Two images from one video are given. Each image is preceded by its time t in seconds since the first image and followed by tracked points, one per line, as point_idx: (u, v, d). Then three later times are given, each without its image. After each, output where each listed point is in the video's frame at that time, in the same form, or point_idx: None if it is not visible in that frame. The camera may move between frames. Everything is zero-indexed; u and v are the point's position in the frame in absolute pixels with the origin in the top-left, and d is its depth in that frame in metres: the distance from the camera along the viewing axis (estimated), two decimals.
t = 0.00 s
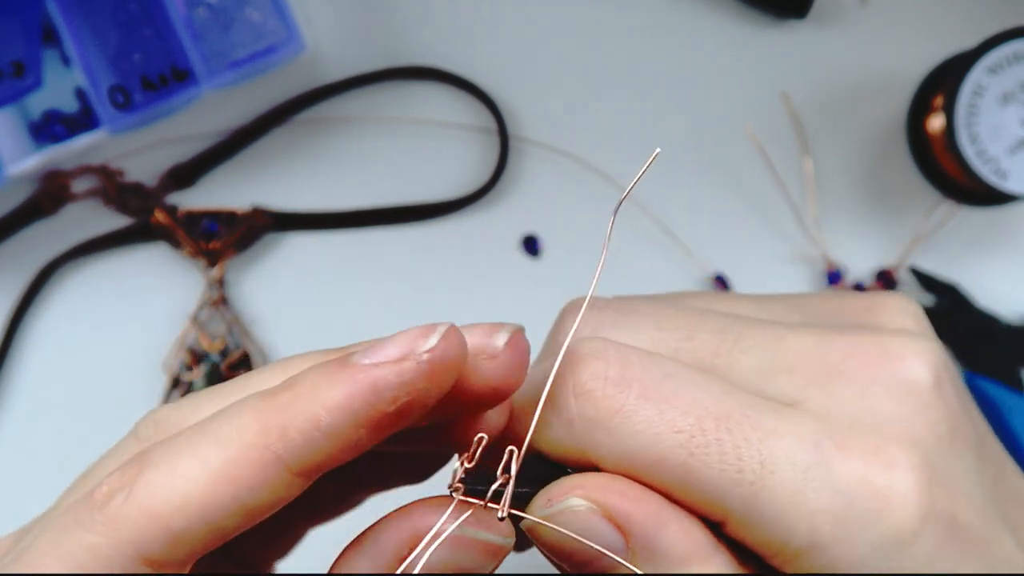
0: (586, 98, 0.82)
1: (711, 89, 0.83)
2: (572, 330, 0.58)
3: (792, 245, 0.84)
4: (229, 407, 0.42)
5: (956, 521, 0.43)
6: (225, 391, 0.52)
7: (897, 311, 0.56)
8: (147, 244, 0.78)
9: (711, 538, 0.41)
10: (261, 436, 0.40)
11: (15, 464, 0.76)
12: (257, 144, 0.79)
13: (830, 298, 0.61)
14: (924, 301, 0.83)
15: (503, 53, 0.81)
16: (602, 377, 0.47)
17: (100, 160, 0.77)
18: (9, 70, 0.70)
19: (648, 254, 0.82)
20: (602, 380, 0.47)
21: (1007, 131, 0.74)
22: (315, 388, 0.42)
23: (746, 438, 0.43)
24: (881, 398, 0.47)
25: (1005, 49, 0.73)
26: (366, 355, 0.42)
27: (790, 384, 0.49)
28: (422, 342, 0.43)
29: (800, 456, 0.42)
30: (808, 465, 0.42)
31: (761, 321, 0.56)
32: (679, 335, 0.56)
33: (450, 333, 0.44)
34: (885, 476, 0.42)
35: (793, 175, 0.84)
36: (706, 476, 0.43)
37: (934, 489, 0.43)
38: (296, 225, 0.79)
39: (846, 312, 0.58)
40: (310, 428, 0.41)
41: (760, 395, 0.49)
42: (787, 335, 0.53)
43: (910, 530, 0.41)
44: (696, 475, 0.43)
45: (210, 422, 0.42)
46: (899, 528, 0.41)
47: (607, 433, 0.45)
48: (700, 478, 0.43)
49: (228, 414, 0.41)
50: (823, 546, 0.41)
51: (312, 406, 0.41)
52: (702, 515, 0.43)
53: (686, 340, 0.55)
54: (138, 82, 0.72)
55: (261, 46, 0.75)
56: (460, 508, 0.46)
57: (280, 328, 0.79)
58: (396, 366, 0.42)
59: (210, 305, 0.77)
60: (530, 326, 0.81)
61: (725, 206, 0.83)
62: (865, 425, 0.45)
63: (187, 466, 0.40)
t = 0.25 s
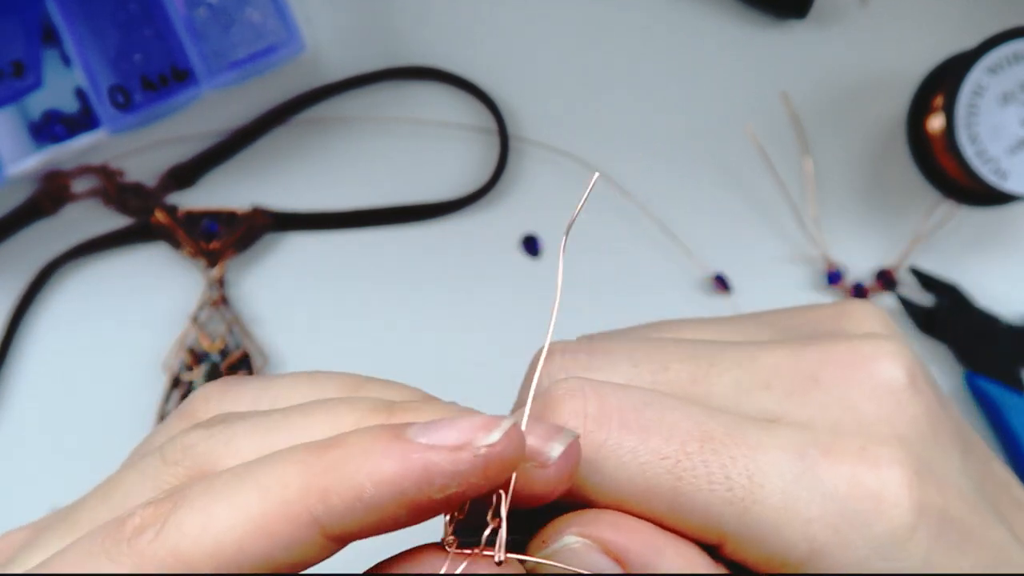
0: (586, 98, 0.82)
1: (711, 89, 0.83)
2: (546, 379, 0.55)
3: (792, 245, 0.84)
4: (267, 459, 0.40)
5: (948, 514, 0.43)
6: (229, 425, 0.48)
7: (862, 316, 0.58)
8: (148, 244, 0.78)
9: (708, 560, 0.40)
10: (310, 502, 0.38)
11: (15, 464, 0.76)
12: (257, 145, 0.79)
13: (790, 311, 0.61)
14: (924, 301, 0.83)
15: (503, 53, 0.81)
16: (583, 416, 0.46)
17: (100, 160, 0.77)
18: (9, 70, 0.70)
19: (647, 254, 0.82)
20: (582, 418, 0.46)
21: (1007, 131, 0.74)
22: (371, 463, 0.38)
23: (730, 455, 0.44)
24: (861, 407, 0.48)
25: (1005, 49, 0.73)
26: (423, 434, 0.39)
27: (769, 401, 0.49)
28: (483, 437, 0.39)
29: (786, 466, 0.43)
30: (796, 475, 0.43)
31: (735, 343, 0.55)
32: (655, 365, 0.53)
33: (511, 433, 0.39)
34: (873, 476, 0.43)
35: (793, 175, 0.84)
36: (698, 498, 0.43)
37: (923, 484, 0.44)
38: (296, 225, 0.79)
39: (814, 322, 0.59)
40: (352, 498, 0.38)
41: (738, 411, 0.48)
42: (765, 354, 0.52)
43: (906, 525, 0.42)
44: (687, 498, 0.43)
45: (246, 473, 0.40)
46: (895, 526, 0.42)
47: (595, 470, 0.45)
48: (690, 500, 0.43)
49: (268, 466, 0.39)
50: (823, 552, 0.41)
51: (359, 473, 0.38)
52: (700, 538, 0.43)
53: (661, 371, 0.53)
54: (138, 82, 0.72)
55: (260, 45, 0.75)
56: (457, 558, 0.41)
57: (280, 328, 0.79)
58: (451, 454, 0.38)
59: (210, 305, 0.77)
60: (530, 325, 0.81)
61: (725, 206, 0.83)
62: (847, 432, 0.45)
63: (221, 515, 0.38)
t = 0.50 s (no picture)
0: (586, 98, 0.82)
1: (711, 89, 0.83)
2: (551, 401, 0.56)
3: (792, 245, 0.84)
4: (268, 513, 0.39)
5: (957, 533, 0.45)
6: (224, 476, 0.45)
7: (863, 326, 0.57)
8: (148, 244, 0.78)
9: None
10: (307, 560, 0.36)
11: (15, 464, 0.76)
12: (257, 144, 0.79)
13: (792, 322, 0.61)
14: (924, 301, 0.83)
15: (503, 53, 0.81)
16: (590, 449, 0.45)
17: (100, 159, 0.77)
18: (9, 70, 0.70)
19: (647, 254, 0.82)
20: (590, 451, 0.46)
21: (1007, 131, 0.74)
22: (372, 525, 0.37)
23: (742, 485, 0.43)
24: (867, 424, 0.48)
25: (1005, 49, 0.73)
26: (429, 493, 0.38)
27: (777, 421, 0.49)
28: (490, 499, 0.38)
29: (798, 495, 0.43)
30: (809, 505, 0.43)
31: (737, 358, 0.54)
32: (659, 388, 0.53)
33: (523, 493, 0.39)
34: (886, 501, 0.43)
35: (793, 175, 0.84)
36: (710, 529, 0.43)
37: (933, 505, 0.44)
38: (296, 225, 0.79)
39: (816, 335, 0.58)
40: (352, 559, 0.37)
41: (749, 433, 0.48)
42: (772, 373, 0.51)
43: (918, 548, 0.43)
44: (700, 528, 0.43)
45: (245, 526, 0.39)
46: (907, 551, 0.43)
47: (606, 504, 0.45)
48: (702, 532, 0.43)
49: (267, 521, 0.38)
50: None
51: (362, 534, 0.37)
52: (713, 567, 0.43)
53: (667, 394, 0.52)
54: (138, 82, 0.72)
55: (260, 45, 0.75)
56: None
57: (281, 330, 0.79)
58: (457, 516, 0.37)
59: (210, 305, 0.77)
60: (530, 325, 0.81)
61: (725, 206, 0.83)
62: (858, 455, 0.45)
63: None
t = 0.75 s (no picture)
0: (586, 98, 0.82)
1: (711, 89, 0.83)
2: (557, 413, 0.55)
3: (792, 245, 0.84)
4: (273, 529, 0.38)
5: (963, 531, 0.45)
6: (229, 488, 0.45)
7: (865, 327, 0.57)
8: (148, 244, 0.78)
9: None
10: None
11: (15, 464, 0.76)
12: (257, 145, 0.79)
13: (793, 322, 0.61)
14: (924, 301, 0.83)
15: (503, 53, 0.81)
16: (596, 460, 0.45)
17: (100, 160, 0.77)
18: (9, 70, 0.70)
19: (647, 254, 0.82)
20: (595, 462, 0.46)
21: (1007, 131, 0.74)
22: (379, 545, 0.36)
23: (749, 490, 0.43)
24: (871, 426, 0.47)
25: (1005, 49, 0.72)
26: (434, 516, 0.37)
27: (782, 426, 0.49)
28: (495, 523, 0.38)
29: (806, 498, 0.43)
30: (816, 508, 0.43)
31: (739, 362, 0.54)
32: (662, 395, 0.52)
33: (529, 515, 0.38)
34: (894, 503, 0.43)
35: (793, 175, 0.84)
36: (718, 536, 0.43)
37: (941, 505, 0.44)
38: (296, 225, 0.79)
39: (816, 335, 0.58)
40: None
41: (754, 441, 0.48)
42: (774, 376, 0.51)
43: (927, 548, 0.43)
44: (707, 534, 0.43)
45: (248, 542, 0.37)
46: (917, 552, 0.43)
47: (612, 516, 0.44)
48: (710, 541, 0.43)
49: (273, 536, 0.37)
50: None
51: (366, 553, 0.36)
52: None
53: (670, 401, 0.52)
54: (138, 82, 0.72)
55: (260, 45, 0.75)
56: None
57: (281, 330, 0.79)
58: (463, 540, 0.37)
59: (210, 305, 0.77)
60: (530, 324, 0.81)
61: (725, 206, 0.83)
62: (865, 458, 0.45)
63: None
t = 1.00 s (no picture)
0: (586, 98, 0.82)
1: (711, 89, 0.83)
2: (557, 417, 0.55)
3: (792, 245, 0.84)
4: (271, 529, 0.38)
5: (965, 530, 0.44)
6: (230, 488, 0.45)
7: (865, 326, 0.57)
8: (147, 243, 0.78)
9: None
10: None
11: (15, 464, 0.76)
12: (257, 145, 0.79)
13: (791, 321, 0.60)
14: (924, 301, 0.83)
15: (503, 53, 0.81)
16: (594, 464, 0.46)
17: (99, 160, 0.77)
18: (9, 70, 0.70)
19: (647, 254, 0.82)
20: (594, 466, 0.46)
21: (1007, 131, 0.74)
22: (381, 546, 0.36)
23: (748, 492, 0.43)
24: (871, 426, 0.47)
25: (1005, 49, 0.73)
26: (435, 518, 0.37)
27: (781, 428, 0.49)
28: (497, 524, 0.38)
29: (806, 498, 0.43)
30: (816, 509, 0.43)
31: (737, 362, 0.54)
32: (661, 398, 0.52)
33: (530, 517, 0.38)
34: (894, 503, 0.43)
35: (793, 175, 0.84)
36: (718, 538, 0.43)
37: (943, 504, 0.44)
38: (295, 225, 0.79)
39: (814, 335, 0.58)
40: None
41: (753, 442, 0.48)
42: (772, 376, 0.51)
43: (928, 548, 0.43)
44: (706, 536, 0.43)
45: (249, 542, 0.37)
46: (918, 551, 0.43)
47: (611, 519, 0.45)
48: (710, 544, 0.43)
49: (271, 537, 0.37)
50: None
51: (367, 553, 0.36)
52: None
53: (669, 404, 0.52)
54: (138, 82, 0.72)
55: (260, 45, 0.75)
56: None
57: (281, 329, 0.79)
58: (463, 542, 0.37)
59: (210, 305, 0.77)
60: (530, 324, 0.81)
61: (726, 206, 0.83)
62: (865, 458, 0.45)
63: None
